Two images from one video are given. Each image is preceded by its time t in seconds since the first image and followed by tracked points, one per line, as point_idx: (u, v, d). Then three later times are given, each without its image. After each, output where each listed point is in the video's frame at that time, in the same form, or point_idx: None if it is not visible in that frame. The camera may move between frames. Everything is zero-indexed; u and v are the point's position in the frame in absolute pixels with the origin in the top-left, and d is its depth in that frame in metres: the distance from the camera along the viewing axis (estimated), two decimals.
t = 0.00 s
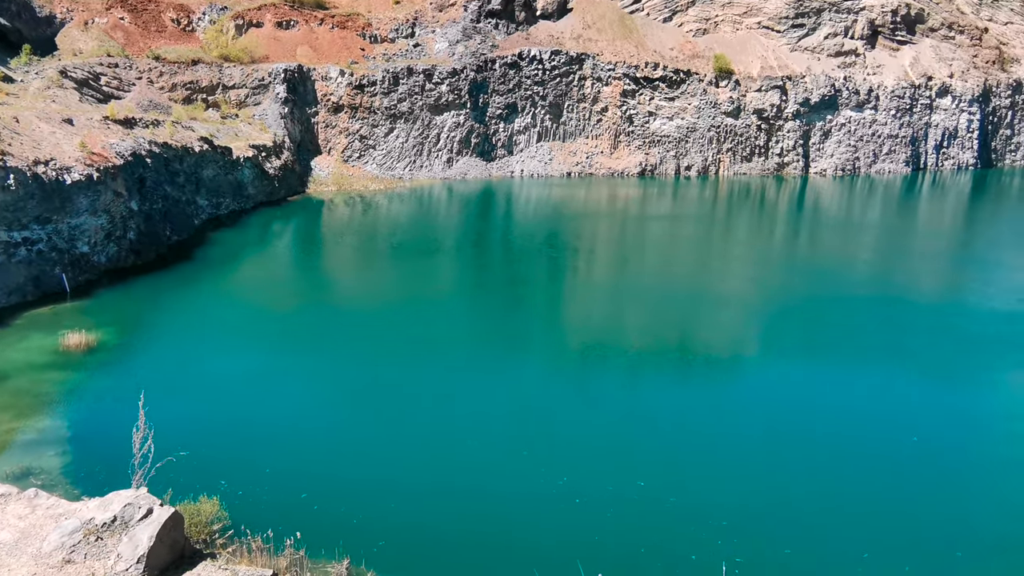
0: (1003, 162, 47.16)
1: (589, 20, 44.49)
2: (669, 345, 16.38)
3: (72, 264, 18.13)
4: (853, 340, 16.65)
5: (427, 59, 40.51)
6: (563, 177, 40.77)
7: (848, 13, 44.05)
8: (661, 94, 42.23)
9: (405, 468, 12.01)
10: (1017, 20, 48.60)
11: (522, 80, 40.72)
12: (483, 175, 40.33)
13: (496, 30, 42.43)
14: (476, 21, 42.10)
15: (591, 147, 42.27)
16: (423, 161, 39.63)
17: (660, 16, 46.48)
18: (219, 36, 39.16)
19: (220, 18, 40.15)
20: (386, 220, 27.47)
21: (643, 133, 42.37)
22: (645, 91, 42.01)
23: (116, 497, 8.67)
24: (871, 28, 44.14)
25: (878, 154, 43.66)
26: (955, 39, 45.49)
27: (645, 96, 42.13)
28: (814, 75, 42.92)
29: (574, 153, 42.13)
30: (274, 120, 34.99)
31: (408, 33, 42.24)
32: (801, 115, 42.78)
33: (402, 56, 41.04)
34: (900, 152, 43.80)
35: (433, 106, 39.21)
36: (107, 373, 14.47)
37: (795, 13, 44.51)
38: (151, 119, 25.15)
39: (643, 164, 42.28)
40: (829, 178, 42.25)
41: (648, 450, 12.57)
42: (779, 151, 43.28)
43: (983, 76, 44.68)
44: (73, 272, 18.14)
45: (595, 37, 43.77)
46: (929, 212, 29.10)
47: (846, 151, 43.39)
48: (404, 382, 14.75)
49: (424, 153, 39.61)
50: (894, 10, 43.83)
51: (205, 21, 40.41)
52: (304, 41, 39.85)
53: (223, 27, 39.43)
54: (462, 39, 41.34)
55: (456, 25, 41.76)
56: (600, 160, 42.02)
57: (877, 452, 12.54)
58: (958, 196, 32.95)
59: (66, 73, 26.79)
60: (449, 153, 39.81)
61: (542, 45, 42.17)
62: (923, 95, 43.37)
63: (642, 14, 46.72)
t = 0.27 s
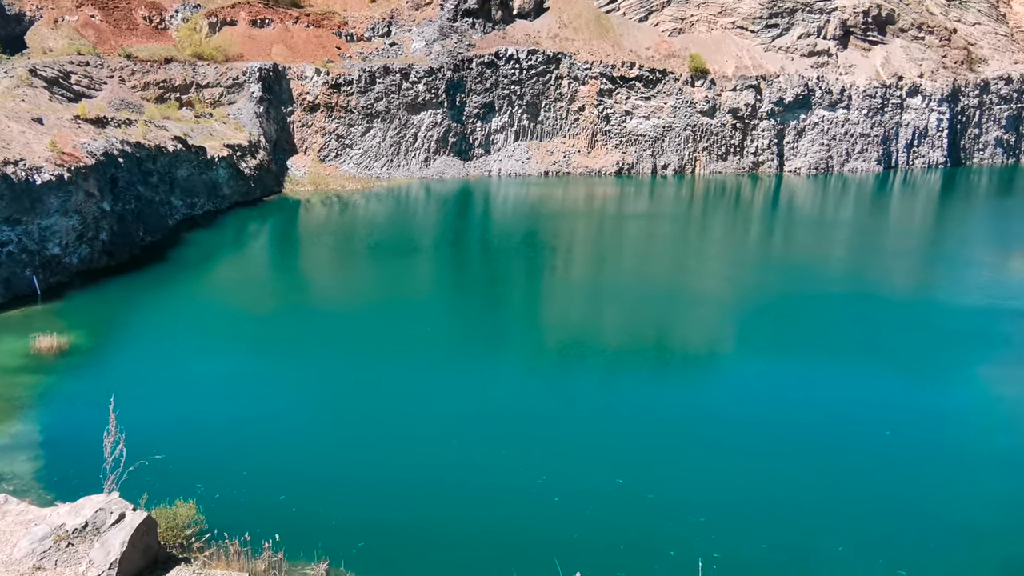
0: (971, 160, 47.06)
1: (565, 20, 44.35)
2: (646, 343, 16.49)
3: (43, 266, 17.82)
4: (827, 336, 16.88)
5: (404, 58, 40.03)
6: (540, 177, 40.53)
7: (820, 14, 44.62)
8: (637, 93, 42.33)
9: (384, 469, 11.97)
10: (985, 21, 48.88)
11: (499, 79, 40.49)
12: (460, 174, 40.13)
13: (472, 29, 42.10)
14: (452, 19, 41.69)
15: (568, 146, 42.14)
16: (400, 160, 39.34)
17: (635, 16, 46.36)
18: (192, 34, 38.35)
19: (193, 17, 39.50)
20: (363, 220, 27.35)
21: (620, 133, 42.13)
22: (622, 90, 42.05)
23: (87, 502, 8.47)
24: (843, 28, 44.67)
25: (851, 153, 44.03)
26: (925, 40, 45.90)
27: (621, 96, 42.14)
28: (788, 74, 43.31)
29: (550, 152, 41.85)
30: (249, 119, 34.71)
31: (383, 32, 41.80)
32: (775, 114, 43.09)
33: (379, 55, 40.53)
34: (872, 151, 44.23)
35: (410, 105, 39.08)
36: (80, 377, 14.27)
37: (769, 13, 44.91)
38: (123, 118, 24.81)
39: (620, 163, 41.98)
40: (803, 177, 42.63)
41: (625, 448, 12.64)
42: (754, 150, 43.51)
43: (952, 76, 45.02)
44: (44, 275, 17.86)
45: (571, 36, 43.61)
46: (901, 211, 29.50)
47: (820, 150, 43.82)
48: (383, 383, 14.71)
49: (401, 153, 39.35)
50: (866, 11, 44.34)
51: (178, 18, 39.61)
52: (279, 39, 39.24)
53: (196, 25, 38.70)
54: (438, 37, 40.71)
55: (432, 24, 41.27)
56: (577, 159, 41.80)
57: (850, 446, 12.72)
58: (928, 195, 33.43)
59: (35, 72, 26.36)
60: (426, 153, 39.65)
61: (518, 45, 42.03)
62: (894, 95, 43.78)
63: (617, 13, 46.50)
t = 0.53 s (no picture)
0: (939, 159, 47.63)
1: (541, 19, 44.12)
2: (623, 341, 16.59)
3: (11, 267, 17.52)
4: (800, 333, 17.10)
5: (379, 57, 39.83)
6: (517, 176, 40.43)
7: (793, 14, 45.17)
8: (614, 92, 42.58)
9: (362, 470, 11.94)
10: (951, 21, 50.24)
11: (476, 78, 40.52)
12: (438, 173, 39.91)
13: (448, 28, 41.91)
14: (428, 18, 41.58)
15: (545, 146, 42.13)
16: (377, 160, 39.05)
17: (611, 15, 46.38)
18: (163, 32, 37.40)
19: (165, 14, 39.01)
20: (340, 219, 27.21)
21: (597, 133, 42.32)
22: (598, 89, 42.28)
23: (55, 509, 8.08)
24: (815, 28, 45.21)
25: (823, 152, 44.57)
26: (895, 40, 46.63)
27: (597, 95, 42.28)
28: (762, 74, 43.80)
29: (527, 152, 41.82)
30: (223, 119, 34.28)
31: (359, 31, 41.49)
32: (749, 114, 43.54)
33: (354, 54, 40.34)
34: (843, 150, 44.66)
35: (386, 104, 38.78)
36: (50, 382, 14.01)
37: (743, 14, 45.34)
38: (93, 117, 24.44)
39: (597, 163, 42.01)
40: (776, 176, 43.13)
41: (605, 447, 12.68)
42: (729, 150, 43.94)
43: (921, 77, 45.58)
44: (12, 277, 17.52)
45: (547, 36, 43.51)
46: (872, 209, 29.97)
47: (792, 149, 44.37)
48: (361, 384, 14.65)
49: (378, 152, 39.08)
50: (837, 11, 44.96)
51: (149, 16, 39.26)
52: (253, 38, 38.96)
53: (167, 23, 38.04)
54: (414, 37, 40.66)
55: (408, 23, 41.20)
56: (554, 159, 41.85)
57: (824, 441, 12.90)
58: (898, 193, 33.98)
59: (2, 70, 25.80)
60: (403, 152, 39.35)
61: (495, 44, 42.07)
62: (864, 95, 44.26)
63: (592, 13, 46.54)
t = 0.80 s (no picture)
0: (909, 157, 48.52)
1: (516, 20, 43.95)
2: (601, 340, 16.67)
3: None
4: (776, 329, 17.29)
5: (353, 58, 39.49)
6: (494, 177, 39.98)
7: (764, 14, 45.53)
8: (588, 93, 42.36)
9: (341, 473, 11.87)
10: (919, 21, 51.49)
11: (451, 79, 40.06)
12: (414, 175, 39.23)
13: (422, 29, 41.58)
14: (402, 20, 41.21)
15: (521, 146, 41.80)
16: (352, 162, 38.52)
17: (585, 16, 46.55)
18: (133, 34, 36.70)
19: (134, 15, 38.48)
20: (316, 222, 27.05)
21: (571, 133, 42.04)
22: (573, 90, 42.05)
23: (24, 521, 7.94)
24: (786, 28, 45.70)
25: (795, 150, 45.03)
26: (863, 40, 47.39)
27: (572, 95, 42.08)
28: (734, 74, 44.11)
29: (503, 152, 41.41)
30: (194, 121, 33.80)
31: (332, 32, 41.35)
32: (722, 112, 43.95)
33: (327, 55, 40.08)
34: (815, 148, 45.19)
35: (360, 106, 38.31)
36: (20, 392, 13.74)
37: (715, 14, 45.56)
38: (61, 120, 24.10)
39: (573, 163, 41.84)
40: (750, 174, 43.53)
41: (584, 446, 12.72)
42: (703, 148, 44.28)
43: (889, 75, 46.23)
44: None
45: (522, 36, 43.38)
46: (844, 205, 30.40)
47: (765, 147, 44.81)
48: (339, 387, 14.57)
49: (353, 154, 38.53)
50: (807, 11, 45.51)
51: (117, 18, 38.79)
52: (224, 39, 38.41)
53: (136, 25, 37.51)
54: (388, 37, 40.19)
55: (382, 24, 40.84)
56: (530, 159, 41.49)
57: (800, 436, 13.06)
58: (868, 190, 34.49)
59: None
60: (378, 153, 38.82)
61: (468, 45, 41.65)
62: (834, 93, 44.82)
63: (566, 13, 46.71)
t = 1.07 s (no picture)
0: (879, 157, 49.54)
1: (491, 19, 43.66)
2: (578, 339, 16.74)
3: None
4: (751, 326, 17.48)
5: (328, 58, 38.98)
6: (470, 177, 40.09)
7: (737, 16, 45.87)
8: (564, 93, 42.40)
9: (318, 475, 11.82)
10: (888, 23, 51.91)
11: (427, 79, 39.66)
12: (390, 176, 39.16)
13: (397, 29, 41.18)
14: (377, 19, 40.82)
15: (498, 146, 41.79)
16: (328, 163, 38.18)
17: (559, 16, 46.52)
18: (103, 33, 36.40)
19: (104, 14, 37.80)
20: (291, 223, 26.86)
21: (547, 133, 42.11)
22: (549, 90, 42.00)
23: None
24: (759, 29, 45.97)
25: (769, 150, 45.48)
26: (834, 41, 47.79)
27: (548, 96, 42.01)
28: (708, 75, 44.31)
29: (480, 153, 41.51)
30: (167, 121, 33.27)
31: (308, 31, 40.62)
32: (697, 113, 44.12)
33: (302, 54, 39.66)
34: (788, 147, 45.60)
35: (336, 106, 37.93)
36: None
37: (688, 14, 46.07)
38: (29, 120, 23.74)
39: (549, 162, 42.03)
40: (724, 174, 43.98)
41: (562, 444, 12.77)
42: (678, 148, 44.57)
43: (860, 77, 46.93)
44: None
45: (498, 36, 42.91)
46: (817, 204, 30.81)
47: (739, 147, 45.25)
48: (315, 389, 14.48)
49: (329, 154, 38.19)
50: (780, 13, 45.98)
51: (87, 16, 38.14)
52: (197, 38, 38.03)
53: (107, 24, 36.97)
54: (364, 37, 39.80)
55: (358, 23, 40.37)
56: (507, 159, 41.59)
57: (774, 432, 13.21)
58: (840, 189, 34.96)
59: None
60: (354, 154, 38.48)
61: (445, 45, 41.09)
62: (807, 94, 45.29)
63: (542, 14, 46.78)
